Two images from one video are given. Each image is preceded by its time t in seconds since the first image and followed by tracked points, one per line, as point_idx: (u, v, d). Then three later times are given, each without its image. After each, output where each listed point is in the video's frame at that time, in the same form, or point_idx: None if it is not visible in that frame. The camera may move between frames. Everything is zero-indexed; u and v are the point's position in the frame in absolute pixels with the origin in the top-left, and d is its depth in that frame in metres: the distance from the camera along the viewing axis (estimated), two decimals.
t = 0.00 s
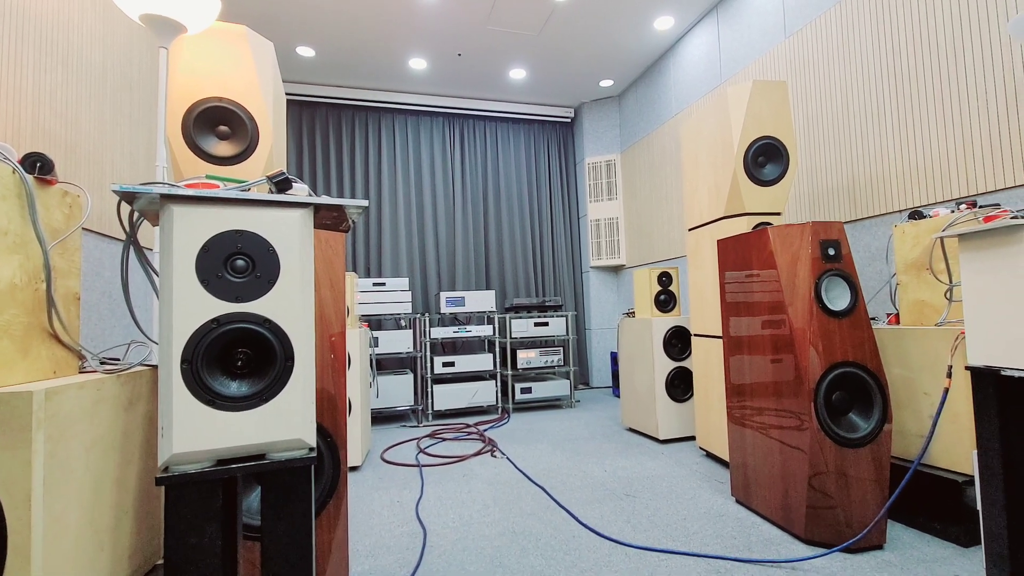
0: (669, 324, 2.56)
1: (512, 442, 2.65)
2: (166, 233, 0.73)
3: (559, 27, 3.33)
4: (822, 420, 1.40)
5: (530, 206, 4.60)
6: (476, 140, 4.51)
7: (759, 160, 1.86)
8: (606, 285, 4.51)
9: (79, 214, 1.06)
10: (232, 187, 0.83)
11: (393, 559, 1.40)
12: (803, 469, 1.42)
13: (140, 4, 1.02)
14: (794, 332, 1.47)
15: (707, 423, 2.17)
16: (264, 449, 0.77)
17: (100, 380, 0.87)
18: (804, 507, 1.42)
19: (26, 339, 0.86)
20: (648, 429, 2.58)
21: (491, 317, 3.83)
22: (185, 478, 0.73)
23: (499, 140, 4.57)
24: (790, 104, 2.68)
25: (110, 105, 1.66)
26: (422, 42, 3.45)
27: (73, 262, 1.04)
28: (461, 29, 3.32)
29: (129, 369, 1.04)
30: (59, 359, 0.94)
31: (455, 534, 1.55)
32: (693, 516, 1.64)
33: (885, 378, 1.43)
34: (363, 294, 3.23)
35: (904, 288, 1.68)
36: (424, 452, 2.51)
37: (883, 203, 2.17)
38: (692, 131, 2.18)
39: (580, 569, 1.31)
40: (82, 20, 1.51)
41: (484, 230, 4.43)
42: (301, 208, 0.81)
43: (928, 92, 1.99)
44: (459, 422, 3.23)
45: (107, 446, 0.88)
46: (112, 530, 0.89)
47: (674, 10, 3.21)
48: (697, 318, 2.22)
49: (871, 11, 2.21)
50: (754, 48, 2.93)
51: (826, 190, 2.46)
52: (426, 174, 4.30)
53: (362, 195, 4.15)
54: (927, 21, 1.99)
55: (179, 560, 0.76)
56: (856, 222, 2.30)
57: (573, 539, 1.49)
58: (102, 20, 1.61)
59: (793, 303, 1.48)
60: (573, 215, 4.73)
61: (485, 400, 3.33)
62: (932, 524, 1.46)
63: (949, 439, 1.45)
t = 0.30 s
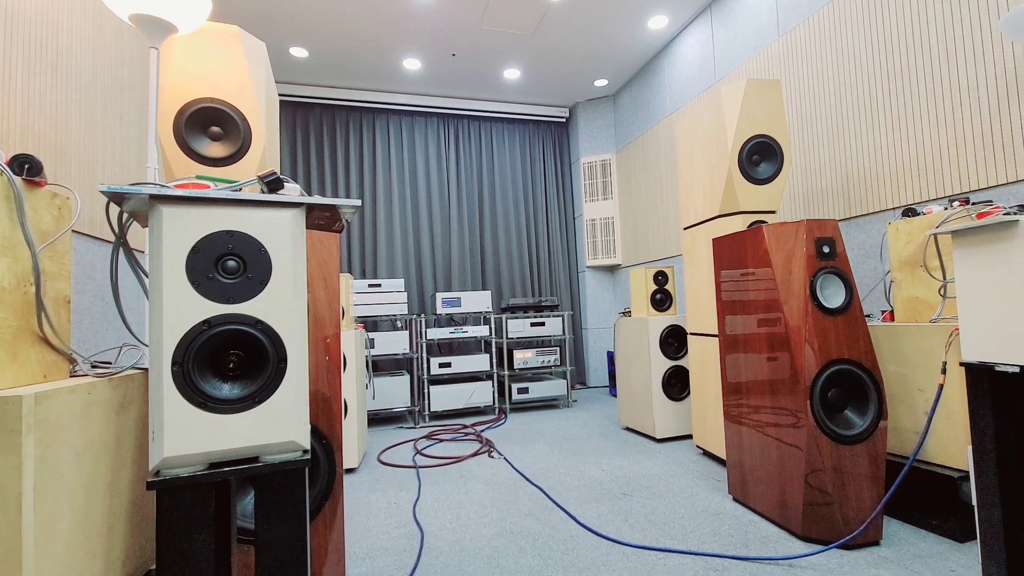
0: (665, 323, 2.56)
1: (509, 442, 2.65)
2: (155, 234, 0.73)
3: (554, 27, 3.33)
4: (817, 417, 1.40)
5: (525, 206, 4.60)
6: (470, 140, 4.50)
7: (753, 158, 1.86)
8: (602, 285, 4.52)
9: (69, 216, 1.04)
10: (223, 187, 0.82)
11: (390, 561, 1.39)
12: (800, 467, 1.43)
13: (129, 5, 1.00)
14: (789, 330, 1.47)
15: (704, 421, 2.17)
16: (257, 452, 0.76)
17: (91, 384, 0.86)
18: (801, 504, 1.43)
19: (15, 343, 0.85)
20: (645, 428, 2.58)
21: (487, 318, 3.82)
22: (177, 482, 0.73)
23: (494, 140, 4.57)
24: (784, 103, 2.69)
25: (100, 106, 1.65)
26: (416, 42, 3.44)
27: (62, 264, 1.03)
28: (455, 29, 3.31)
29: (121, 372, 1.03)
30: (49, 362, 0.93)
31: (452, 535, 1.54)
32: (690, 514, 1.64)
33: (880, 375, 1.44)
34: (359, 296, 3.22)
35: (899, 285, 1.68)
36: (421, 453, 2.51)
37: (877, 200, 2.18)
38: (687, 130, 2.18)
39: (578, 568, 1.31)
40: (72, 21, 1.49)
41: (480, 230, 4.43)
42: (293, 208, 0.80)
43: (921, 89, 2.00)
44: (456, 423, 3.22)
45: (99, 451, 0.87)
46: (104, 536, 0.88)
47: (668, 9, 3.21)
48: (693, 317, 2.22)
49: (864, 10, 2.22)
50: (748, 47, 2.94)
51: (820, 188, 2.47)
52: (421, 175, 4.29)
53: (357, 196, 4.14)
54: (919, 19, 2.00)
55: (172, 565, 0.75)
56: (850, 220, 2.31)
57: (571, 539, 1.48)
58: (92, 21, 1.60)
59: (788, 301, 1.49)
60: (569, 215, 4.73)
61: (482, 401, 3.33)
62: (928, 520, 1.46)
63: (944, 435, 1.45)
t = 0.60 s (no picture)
0: (661, 323, 2.57)
1: (506, 443, 2.65)
2: (148, 234, 0.72)
3: (549, 27, 3.33)
4: (814, 417, 1.40)
5: (522, 206, 4.60)
6: (467, 141, 4.50)
7: (749, 158, 1.87)
8: (599, 285, 4.52)
9: (62, 217, 1.04)
10: (216, 187, 0.81)
11: (387, 563, 1.38)
12: (797, 466, 1.43)
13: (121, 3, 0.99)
14: (785, 329, 1.47)
15: (700, 421, 2.17)
16: (250, 454, 0.75)
17: (84, 386, 0.85)
18: (798, 503, 1.43)
19: (7, 345, 0.84)
20: (642, 428, 2.58)
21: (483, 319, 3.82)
22: (170, 484, 0.72)
23: (490, 141, 4.57)
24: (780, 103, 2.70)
25: (94, 107, 1.64)
26: (411, 42, 3.44)
27: (55, 266, 1.02)
28: (451, 30, 3.31)
29: (114, 374, 1.02)
30: (43, 364, 0.92)
31: (449, 536, 1.54)
32: (688, 514, 1.64)
33: (876, 374, 1.44)
34: (355, 297, 3.22)
35: (895, 284, 1.69)
36: (417, 454, 2.50)
37: (872, 200, 2.19)
38: (682, 130, 2.18)
39: (575, 569, 1.31)
40: (65, 22, 1.49)
41: (476, 230, 4.42)
42: (287, 208, 0.80)
43: (916, 89, 2.01)
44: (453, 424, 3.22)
45: (92, 453, 0.87)
46: (98, 539, 0.88)
47: (663, 9, 3.22)
48: (690, 317, 2.22)
49: (858, 11, 2.23)
50: (743, 47, 2.95)
51: (816, 188, 2.48)
52: (417, 175, 4.29)
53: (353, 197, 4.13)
54: (914, 20, 2.01)
55: (165, 568, 0.74)
56: (846, 220, 2.32)
57: (568, 539, 1.48)
58: (85, 21, 1.59)
59: (784, 301, 1.49)
60: (566, 215, 4.73)
61: (479, 402, 3.32)
62: (925, 520, 1.47)
63: (941, 434, 1.45)
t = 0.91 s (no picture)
0: (658, 323, 2.57)
1: (503, 443, 2.65)
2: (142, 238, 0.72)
3: (545, 27, 3.33)
4: (811, 416, 1.40)
5: (519, 206, 4.60)
6: (463, 141, 4.50)
7: (745, 157, 1.87)
8: (595, 285, 4.52)
9: (58, 220, 1.03)
10: (210, 190, 0.81)
11: (384, 564, 1.38)
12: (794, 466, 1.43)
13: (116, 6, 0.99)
14: (782, 329, 1.47)
15: (697, 421, 2.17)
16: (245, 457, 0.75)
17: (79, 389, 0.85)
18: (795, 503, 1.43)
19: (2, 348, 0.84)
20: (639, 428, 2.58)
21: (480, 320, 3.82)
22: (165, 488, 0.72)
23: (486, 141, 4.57)
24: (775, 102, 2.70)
25: (89, 109, 1.64)
26: (407, 43, 3.44)
27: (51, 269, 1.02)
28: (446, 30, 3.31)
29: (110, 377, 1.02)
30: (38, 367, 0.92)
31: (446, 538, 1.54)
32: (685, 514, 1.64)
33: (873, 373, 1.44)
34: (352, 298, 3.22)
35: (891, 283, 1.69)
36: (415, 455, 2.50)
37: (868, 199, 2.19)
38: (678, 130, 2.18)
39: (572, 570, 1.31)
40: (60, 24, 1.49)
41: (473, 231, 4.42)
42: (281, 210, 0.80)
43: (911, 88, 2.02)
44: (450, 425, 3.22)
45: (88, 456, 0.86)
46: (94, 542, 0.87)
47: (659, 9, 3.22)
48: (687, 316, 2.22)
49: (853, 10, 2.23)
50: (739, 47, 2.95)
51: (811, 187, 2.48)
52: (413, 176, 4.29)
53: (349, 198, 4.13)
54: (908, 19, 2.01)
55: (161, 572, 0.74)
56: (842, 219, 2.32)
57: (565, 540, 1.48)
58: (79, 23, 1.59)
59: (781, 300, 1.49)
60: (563, 215, 4.73)
61: (476, 402, 3.32)
62: (922, 519, 1.47)
63: (938, 433, 1.46)
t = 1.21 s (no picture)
0: (654, 322, 2.56)
1: (499, 444, 2.64)
2: (127, 240, 0.71)
3: (540, 27, 3.33)
4: (805, 415, 1.40)
5: (515, 206, 4.59)
6: (459, 141, 4.49)
7: (739, 157, 1.87)
8: (592, 285, 4.52)
9: (47, 222, 1.03)
10: (196, 191, 0.80)
11: (378, 566, 1.38)
12: (789, 465, 1.42)
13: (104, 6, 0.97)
14: (777, 328, 1.47)
15: (693, 421, 2.17)
16: (233, 460, 0.75)
17: (68, 392, 0.84)
18: (790, 502, 1.43)
19: None
20: (636, 428, 2.58)
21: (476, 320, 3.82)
22: (151, 492, 0.72)
23: (482, 141, 4.57)
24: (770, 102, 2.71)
25: (81, 111, 1.63)
26: (401, 43, 3.43)
27: (40, 271, 1.01)
28: (440, 30, 3.30)
29: (101, 379, 1.01)
30: (28, 370, 0.91)
31: (441, 539, 1.53)
32: (681, 514, 1.64)
33: (867, 372, 1.44)
34: (348, 299, 3.21)
35: (885, 282, 1.69)
36: (411, 456, 2.50)
37: (862, 198, 2.19)
38: (673, 129, 2.18)
39: (567, 571, 1.30)
40: (51, 24, 1.48)
41: (469, 231, 4.41)
42: (268, 211, 0.79)
43: (904, 87, 2.02)
44: (446, 426, 3.21)
45: (77, 459, 0.86)
46: (84, 546, 0.87)
47: (653, 9, 3.22)
48: (682, 316, 2.22)
49: (847, 10, 2.24)
50: (733, 46, 2.95)
51: (806, 186, 2.49)
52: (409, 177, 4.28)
53: (345, 198, 4.12)
54: (901, 18, 2.01)
55: None
56: (836, 218, 2.32)
57: (561, 541, 1.48)
58: (70, 23, 1.58)
59: (775, 299, 1.49)
60: (559, 215, 4.73)
61: (473, 403, 3.32)
62: (916, 518, 1.47)
63: (932, 431, 1.46)
